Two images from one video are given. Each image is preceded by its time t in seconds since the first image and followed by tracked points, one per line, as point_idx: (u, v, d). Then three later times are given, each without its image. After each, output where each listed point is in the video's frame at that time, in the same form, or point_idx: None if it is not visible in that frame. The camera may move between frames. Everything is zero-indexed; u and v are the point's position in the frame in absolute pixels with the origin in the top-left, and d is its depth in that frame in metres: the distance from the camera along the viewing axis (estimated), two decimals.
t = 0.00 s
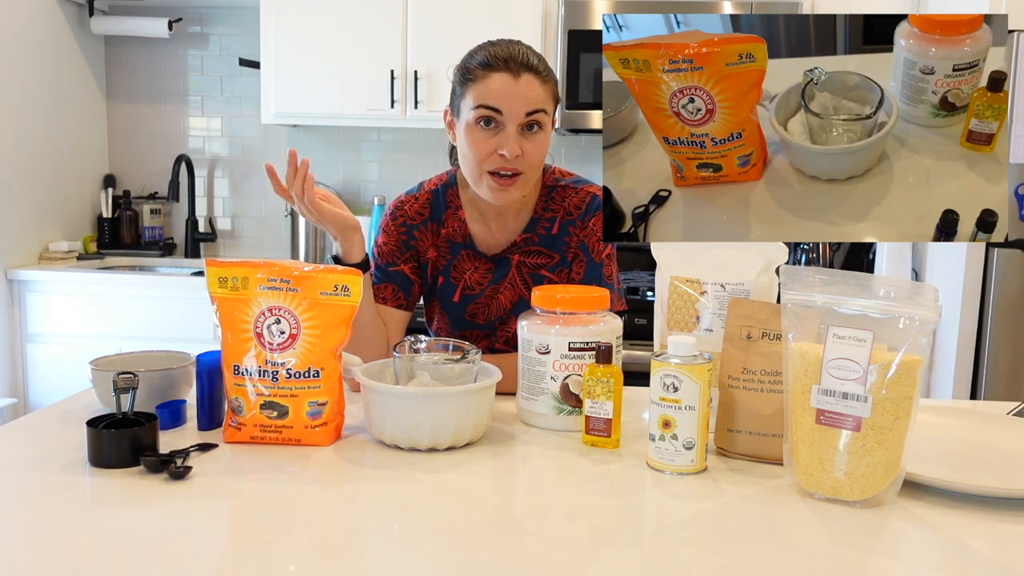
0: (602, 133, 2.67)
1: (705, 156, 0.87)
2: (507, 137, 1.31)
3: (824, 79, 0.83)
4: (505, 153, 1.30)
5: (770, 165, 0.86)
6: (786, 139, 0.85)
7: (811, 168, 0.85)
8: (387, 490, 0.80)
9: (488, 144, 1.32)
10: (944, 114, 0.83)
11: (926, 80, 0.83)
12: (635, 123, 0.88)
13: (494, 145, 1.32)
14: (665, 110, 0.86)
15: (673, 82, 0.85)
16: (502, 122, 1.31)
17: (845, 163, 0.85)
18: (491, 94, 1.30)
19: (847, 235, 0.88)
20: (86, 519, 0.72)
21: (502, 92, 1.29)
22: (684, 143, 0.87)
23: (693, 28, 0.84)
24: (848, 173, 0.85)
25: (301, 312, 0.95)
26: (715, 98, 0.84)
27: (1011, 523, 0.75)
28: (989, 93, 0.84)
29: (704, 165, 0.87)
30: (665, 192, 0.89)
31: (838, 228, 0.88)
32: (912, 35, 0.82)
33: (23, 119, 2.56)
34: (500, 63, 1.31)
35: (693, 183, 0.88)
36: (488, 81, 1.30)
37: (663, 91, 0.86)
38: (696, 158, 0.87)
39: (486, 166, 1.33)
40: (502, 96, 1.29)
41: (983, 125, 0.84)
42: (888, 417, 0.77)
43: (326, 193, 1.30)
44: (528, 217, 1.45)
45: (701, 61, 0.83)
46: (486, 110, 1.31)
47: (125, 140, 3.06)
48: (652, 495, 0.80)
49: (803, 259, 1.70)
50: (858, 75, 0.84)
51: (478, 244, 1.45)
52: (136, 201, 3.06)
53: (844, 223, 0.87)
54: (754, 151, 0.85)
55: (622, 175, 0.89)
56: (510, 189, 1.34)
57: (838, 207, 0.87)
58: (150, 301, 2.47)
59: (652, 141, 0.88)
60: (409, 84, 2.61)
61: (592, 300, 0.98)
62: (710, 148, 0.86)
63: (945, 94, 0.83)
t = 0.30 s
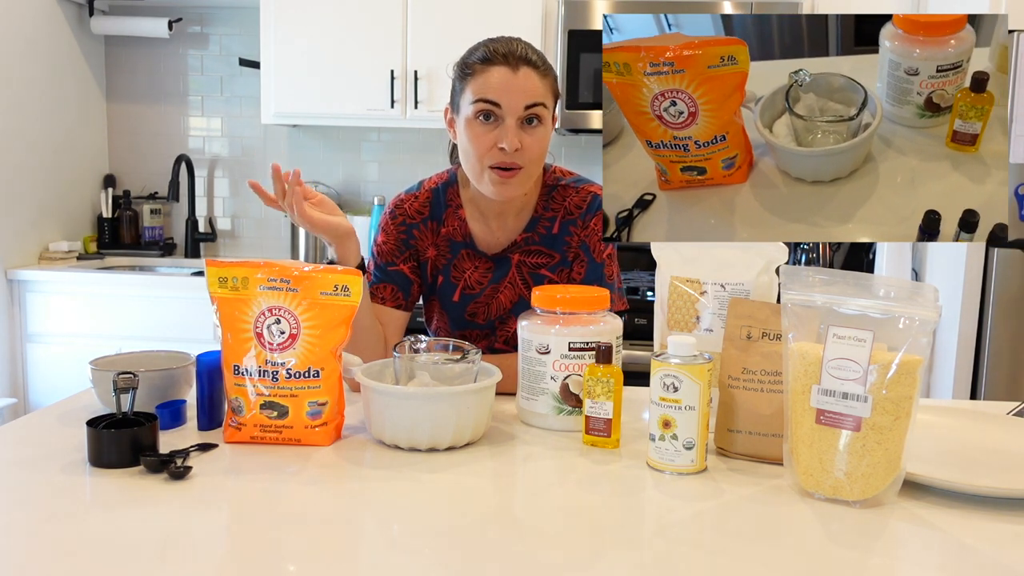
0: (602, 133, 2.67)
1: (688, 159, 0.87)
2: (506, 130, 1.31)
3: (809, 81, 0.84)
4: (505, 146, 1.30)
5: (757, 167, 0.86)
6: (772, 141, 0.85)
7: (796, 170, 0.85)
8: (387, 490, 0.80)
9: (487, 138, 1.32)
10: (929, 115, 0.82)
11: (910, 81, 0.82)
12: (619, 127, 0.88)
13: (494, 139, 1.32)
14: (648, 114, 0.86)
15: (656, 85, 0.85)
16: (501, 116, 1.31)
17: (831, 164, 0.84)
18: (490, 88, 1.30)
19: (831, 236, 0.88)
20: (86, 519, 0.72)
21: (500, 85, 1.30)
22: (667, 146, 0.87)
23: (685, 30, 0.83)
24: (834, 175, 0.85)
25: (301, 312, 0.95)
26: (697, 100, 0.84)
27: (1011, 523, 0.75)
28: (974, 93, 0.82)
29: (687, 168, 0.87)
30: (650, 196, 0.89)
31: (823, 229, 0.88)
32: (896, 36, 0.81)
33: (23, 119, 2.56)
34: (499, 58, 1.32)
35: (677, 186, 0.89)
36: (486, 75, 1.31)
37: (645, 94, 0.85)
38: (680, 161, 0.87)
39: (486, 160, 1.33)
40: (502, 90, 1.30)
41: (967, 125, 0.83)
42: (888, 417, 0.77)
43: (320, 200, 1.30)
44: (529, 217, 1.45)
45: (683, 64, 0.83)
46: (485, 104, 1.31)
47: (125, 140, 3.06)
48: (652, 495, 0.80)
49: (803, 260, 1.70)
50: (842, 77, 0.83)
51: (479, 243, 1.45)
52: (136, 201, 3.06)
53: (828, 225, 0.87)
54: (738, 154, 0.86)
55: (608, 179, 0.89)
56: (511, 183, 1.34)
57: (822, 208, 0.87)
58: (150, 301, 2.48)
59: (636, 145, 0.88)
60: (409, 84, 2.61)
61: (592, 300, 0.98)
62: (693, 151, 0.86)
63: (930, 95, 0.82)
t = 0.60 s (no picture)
0: (603, 133, 2.67)
1: (672, 159, 0.84)
2: (492, 116, 1.31)
3: (793, 79, 0.81)
4: (491, 131, 1.30)
5: (743, 166, 0.83)
6: (756, 141, 0.82)
7: (782, 169, 0.82)
8: (388, 490, 0.80)
9: (474, 125, 1.32)
10: (914, 112, 0.79)
11: (894, 78, 0.78)
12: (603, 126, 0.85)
13: (480, 126, 1.32)
14: (629, 114, 0.84)
15: (637, 84, 0.83)
16: (487, 103, 1.32)
17: (817, 161, 0.81)
18: (475, 77, 1.31)
19: (816, 234, 0.84)
20: (86, 519, 0.72)
21: (484, 73, 1.31)
22: (650, 145, 0.84)
23: (677, 29, 0.81)
24: (820, 172, 0.81)
25: (301, 312, 0.95)
26: (679, 99, 0.82)
27: (1012, 524, 0.75)
28: (957, 89, 0.79)
29: (672, 168, 0.84)
30: (634, 196, 0.86)
31: (809, 229, 0.84)
32: (880, 34, 0.78)
33: (23, 119, 2.56)
34: (483, 48, 1.33)
35: (662, 186, 0.85)
36: (471, 64, 1.32)
37: (626, 94, 0.83)
38: (663, 161, 0.84)
39: (474, 148, 1.33)
40: (486, 78, 1.31)
41: (951, 121, 0.79)
42: (888, 417, 0.77)
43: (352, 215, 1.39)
44: (524, 215, 1.46)
45: (664, 62, 0.81)
46: (471, 93, 1.32)
47: (125, 139, 3.06)
48: (652, 495, 0.80)
49: (803, 260, 1.70)
50: (827, 75, 0.80)
51: (477, 241, 1.45)
52: (136, 201, 3.06)
53: (814, 223, 0.83)
54: (722, 152, 0.82)
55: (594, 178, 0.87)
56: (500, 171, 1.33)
57: (806, 208, 0.83)
58: (150, 301, 2.48)
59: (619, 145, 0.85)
60: (409, 84, 2.61)
61: (591, 300, 0.98)
62: (676, 151, 0.83)
63: (915, 91, 0.78)
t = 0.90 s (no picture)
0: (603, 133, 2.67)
1: (659, 156, 0.84)
2: (484, 115, 1.31)
3: (780, 76, 0.80)
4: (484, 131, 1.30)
5: (731, 163, 0.83)
6: (743, 138, 0.81)
7: (769, 165, 0.81)
8: (387, 490, 0.80)
9: (468, 125, 1.32)
10: (901, 107, 0.79)
11: (881, 74, 0.78)
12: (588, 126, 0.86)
13: (474, 126, 1.32)
14: (615, 111, 0.84)
15: (622, 81, 0.83)
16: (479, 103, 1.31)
17: (803, 157, 0.81)
18: (468, 77, 1.31)
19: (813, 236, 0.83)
20: (86, 519, 0.72)
21: (477, 72, 1.30)
22: (637, 143, 0.84)
23: (670, 28, 0.80)
24: (807, 168, 0.81)
25: (302, 312, 0.95)
26: (664, 96, 0.82)
27: (1011, 524, 0.75)
28: (942, 84, 0.78)
29: (659, 165, 0.84)
30: (621, 195, 0.86)
31: (795, 223, 0.84)
32: (866, 31, 0.78)
33: (23, 118, 2.56)
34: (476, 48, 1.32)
35: (649, 184, 0.85)
36: (464, 64, 1.31)
37: (611, 92, 0.83)
38: (650, 158, 0.84)
39: (468, 149, 1.33)
40: (479, 77, 1.30)
41: (936, 116, 0.79)
42: (888, 417, 0.77)
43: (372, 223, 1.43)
44: (523, 215, 1.47)
45: (648, 59, 0.81)
46: (463, 93, 1.31)
47: (125, 139, 3.06)
48: (652, 495, 0.80)
49: (803, 260, 1.70)
50: (814, 71, 0.80)
51: (477, 241, 1.46)
52: (136, 201, 3.06)
53: (801, 218, 0.83)
54: (709, 149, 0.82)
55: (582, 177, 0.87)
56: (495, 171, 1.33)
57: (794, 203, 0.83)
58: (150, 301, 2.47)
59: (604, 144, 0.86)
60: (409, 84, 2.61)
61: (591, 300, 0.98)
62: (663, 148, 0.83)
63: (901, 87, 0.78)
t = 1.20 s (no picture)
0: (603, 133, 2.67)
1: (647, 153, 0.84)
2: (488, 116, 1.31)
3: (768, 72, 0.80)
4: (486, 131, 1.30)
5: (720, 160, 0.82)
6: (731, 135, 0.81)
7: (758, 160, 0.81)
8: (387, 490, 0.80)
9: (471, 125, 1.32)
10: (888, 103, 0.78)
11: (867, 70, 0.78)
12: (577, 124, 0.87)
13: (476, 126, 1.32)
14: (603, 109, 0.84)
15: (610, 79, 0.83)
16: (482, 103, 1.32)
17: (791, 152, 0.80)
18: (472, 77, 1.31)
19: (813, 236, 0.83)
20: (85, 519, 0.72)
21: (481, 73, 1.31)
22: (625, 141, 0.84)
23: (658, 26, 0.81)
24: (796, 163, 0.80)
25: (302, 312, 0.95)
26: (651, 93, 0.82)
27: (1011, 523, 0.75)
28: (927, 79, 0.78)
29: (648, 163, 0.84)
30: (611, 192, 0.86)
31: (782, 218, 0.83)
32: (852, 27, 0.78)
33: (23, 118, 2.56)
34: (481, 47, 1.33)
35: (639, 182, 0.85)
36: (468, 64, 1.31)
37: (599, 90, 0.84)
38: (639, 156, 0.84)
39: (471, 149, 1.34)
40: (483, 78, 1.30)
41: (922, 110, 0.79)
42: (888, 417, 0.77)
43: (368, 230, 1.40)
44: (525, 215, 1.46)
45: (635, 56, 0.81)
46: (466, 93, 1.32)
47: (124, 139, 3.06)
48: (652, 495, 0.80)
49: (803, 260, 1.70)
50: (802, 68, 0.80)
51: (477, 240, 1.47)
52: (136, 201, 3.06)
53: (790, 213, 0.83)
54: (698, 146, 0.82)
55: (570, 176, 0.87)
56: (496, 172, 1.34)
57: (782, 198, 0.82)
58: (150, 300, 2.47)
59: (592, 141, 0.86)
60: (409, 84, 2.61)
61: (592, 300, 0.98)
62: (651, 145, 0.83)
63: (887, 83, 0.78)
